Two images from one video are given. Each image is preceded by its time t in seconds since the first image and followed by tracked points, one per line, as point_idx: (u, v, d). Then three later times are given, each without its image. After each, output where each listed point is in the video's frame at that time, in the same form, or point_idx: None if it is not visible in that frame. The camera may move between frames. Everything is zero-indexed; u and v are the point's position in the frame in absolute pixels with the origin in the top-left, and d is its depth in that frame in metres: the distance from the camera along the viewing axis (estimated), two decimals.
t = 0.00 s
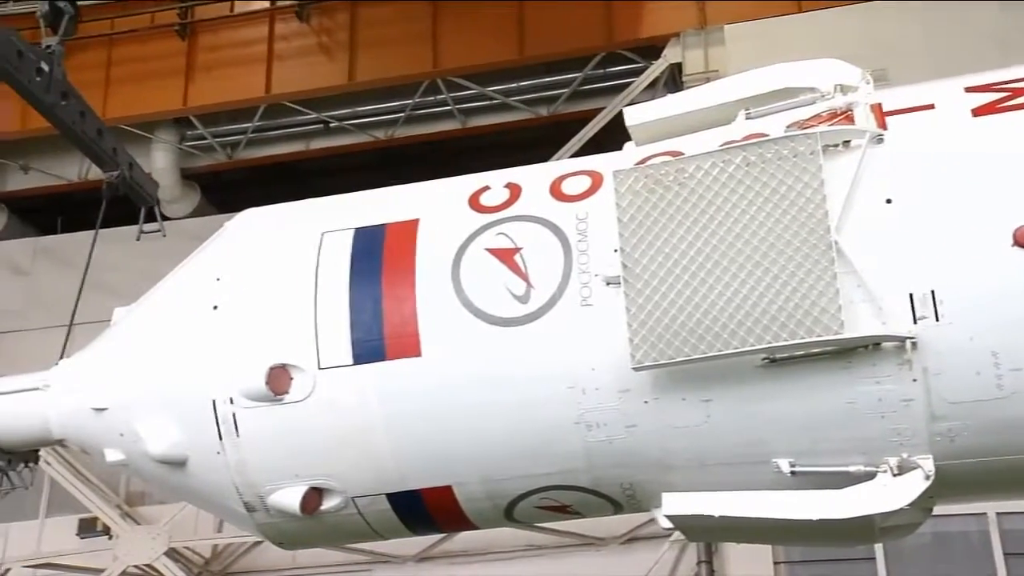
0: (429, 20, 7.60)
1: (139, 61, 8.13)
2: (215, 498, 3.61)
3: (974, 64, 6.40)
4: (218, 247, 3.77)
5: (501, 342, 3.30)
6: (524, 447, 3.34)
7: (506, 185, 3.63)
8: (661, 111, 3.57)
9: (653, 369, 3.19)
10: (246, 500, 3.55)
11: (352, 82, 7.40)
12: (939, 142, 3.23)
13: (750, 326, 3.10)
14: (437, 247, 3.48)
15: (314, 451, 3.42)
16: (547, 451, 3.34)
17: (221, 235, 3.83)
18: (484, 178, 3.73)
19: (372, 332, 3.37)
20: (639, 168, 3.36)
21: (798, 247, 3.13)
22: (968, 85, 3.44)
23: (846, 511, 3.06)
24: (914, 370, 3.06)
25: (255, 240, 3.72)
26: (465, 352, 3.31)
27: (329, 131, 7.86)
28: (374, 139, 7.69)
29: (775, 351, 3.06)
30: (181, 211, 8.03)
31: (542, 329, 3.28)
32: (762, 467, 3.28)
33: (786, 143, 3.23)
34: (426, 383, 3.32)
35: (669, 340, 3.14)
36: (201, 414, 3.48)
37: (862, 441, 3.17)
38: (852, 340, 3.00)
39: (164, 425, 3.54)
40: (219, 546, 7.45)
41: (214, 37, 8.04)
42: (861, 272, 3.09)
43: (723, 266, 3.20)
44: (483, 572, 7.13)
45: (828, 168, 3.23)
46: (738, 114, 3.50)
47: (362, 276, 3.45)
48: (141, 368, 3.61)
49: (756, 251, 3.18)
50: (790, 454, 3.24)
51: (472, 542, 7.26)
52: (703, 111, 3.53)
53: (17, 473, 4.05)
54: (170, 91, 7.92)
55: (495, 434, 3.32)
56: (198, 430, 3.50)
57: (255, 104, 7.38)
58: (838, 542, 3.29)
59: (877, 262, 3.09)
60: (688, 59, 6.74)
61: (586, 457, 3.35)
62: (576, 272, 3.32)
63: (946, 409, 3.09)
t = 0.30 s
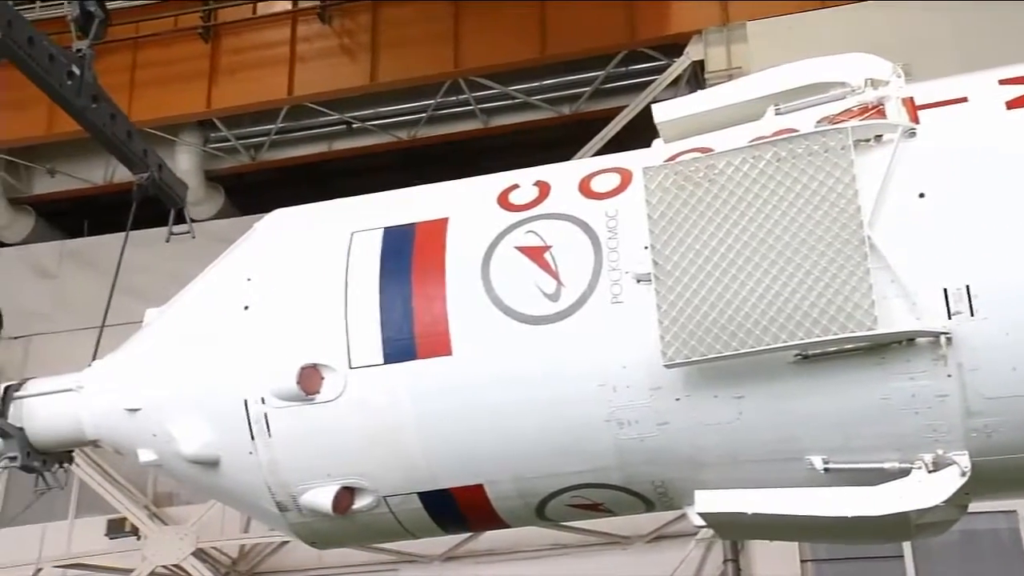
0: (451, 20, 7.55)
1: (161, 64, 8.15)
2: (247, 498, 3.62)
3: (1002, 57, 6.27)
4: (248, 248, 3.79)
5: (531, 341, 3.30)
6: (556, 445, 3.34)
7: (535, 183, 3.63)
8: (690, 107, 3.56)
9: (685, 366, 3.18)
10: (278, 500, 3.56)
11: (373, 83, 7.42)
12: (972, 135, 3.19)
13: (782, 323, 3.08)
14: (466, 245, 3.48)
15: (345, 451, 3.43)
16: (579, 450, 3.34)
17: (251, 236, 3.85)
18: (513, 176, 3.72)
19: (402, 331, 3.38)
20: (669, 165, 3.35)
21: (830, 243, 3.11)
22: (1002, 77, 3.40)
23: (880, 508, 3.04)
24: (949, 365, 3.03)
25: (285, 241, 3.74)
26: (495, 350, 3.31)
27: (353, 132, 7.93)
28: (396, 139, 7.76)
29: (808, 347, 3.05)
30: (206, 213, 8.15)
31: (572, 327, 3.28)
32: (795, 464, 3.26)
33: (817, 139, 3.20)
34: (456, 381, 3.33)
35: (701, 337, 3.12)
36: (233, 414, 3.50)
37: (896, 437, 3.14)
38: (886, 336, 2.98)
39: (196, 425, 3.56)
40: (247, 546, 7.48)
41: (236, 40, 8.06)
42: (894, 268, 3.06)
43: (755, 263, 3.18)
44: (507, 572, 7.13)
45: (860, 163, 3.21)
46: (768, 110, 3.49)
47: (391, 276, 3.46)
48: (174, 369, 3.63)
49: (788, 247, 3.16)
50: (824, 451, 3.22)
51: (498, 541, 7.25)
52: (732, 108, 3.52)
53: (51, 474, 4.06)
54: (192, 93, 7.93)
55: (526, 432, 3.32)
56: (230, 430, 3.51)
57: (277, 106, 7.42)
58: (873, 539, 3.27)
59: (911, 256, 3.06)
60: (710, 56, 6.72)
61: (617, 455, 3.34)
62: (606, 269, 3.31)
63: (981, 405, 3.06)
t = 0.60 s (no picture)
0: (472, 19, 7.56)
1: (184, 66, 8.18)
2: (279, 497, 3.64)
3: None
4: (278, 248, 3.80)
5: (563, 338, 3.29)
6: (588, 442, 3.33)
7: (564, 180, 3.63)
8: (720, 103, 3.55)
9: (717, 363, 3.17)
10: (310, 499, 3.57)
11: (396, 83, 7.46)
12: (1006, 128, 3.16)
13: (815, 318, 3.06)
14: (495, 243, 3.48)
15: (377, 450, 3.43)
16: (611, 448, 3.33)
17: (281, 236, 3.86)
18: (542, 174, 3.72)
19: (433, 329, 3.38)
20: (699, 161, 3.33)
21: (863, 238, 3.09)
22: None
23: (916, 504, 3.01)
24: (985, 360, 3.00)
25: (314, 240, 3.75)
26: (526, 347, 3.31)
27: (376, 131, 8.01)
28: (419, 139, 7.83)
29: (841, 343, 3.03)
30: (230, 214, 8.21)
31: (604, 324, 3.27)
32: (829, 460, 3.24)
33: (849, 133, 3.17)
34: (488, 379, 3.32)
35: (733, 333, 3.11)
36: (265, 413, 3.51)
37: (931, 433, 3.12)
38: (921, 331, 2.96)
39: (229, 425, 3.58)
40: (273, 545, 7.51)
41: (258, 42, 8.09)
42: (929, 262, 3.03)
43: (787, 258, 3.17)
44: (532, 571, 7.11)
45: (893, 157, 3.18)
46: (799, 105, 3.47)
47: (421, 274, 3.46)
48: (206, 369, 3.65)
49: (821, 242, 3.14)
50: (858, 447, 3.19)
51: (523, 539, 7.24)
52: (763, 103, 3.51)
53: (85, 474, 4.09)
54: (215, 95, 7.97)
55: (557, 430, 3.32)
56: (261, 429, 3.53)
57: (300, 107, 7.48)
58: (909, 535, 3.25)
59: (945, 251, 3.04)
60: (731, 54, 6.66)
61: (649, 453, 3.33)
62: (637, 266, 3.30)
63: (1019, 400, 3.03)
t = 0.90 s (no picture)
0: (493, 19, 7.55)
1: (205, 69, 8.21)
2: (311, 496, 3.65)
3: None
4: (307, 248, 3.81)
5: (593, 336, 3.28)
6: (619, 440, 3.32)
7: (593, 177, 3.62)
8: (749, 98, 3.54)
9: (749, 359, 3.15)
10: (341, 498, 3.58)
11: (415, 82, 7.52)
12: None
13: (848, 314, 3.04)
14: (526, 241, 3.47)
15: (407, 448, 3.43)
16: (642, 446, 3.33)
17: (310, 236, 3.87)
18: (571, 171, 3.72)
19: (463, 328, 3.38)
20: (730, 157, 3.32)
21: (896, 232, 3.06)
22: None
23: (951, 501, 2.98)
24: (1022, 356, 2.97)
25: (343, 240, 3.75)
26: (557, 345, 3.30)
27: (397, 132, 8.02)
28: (440, 139, 7.82)
29: (875, 339, 3.00)
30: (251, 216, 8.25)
31: (635, 321, 3.26)
32: (863, 457, 3.22)
33: (881, 127, 3.15)
34: (518, 376, 3.32)
35: (765, 330, 3.09)
36: (296, 413, 3.52)
37: (967, 429, 3.09)
38: (956, 326, 2.93)
39: (260, 425, 3.59)
40: (297, 546, 7.53)
41: (279, 43, 8.12)
42: (964, 257, 3.00)
43: (819, 253, 3.14)
44: (556, 570, 7.10)
45: (925, 151, 3.15)
46: (829, 99, 3.46)
47: (451, 272, 3.46)
48: (237, 368, 3.66)
49: (853, 237, 3.12)
50: (892, 444, 3.17)
51: (546, 539, 7.24)
52: (792, 98, 3.50)
53: (117, 474, 4.12)
54: (236, 97, 8.00)
55: (588, 427, 3.31)
56: (292, 429, 3.53)
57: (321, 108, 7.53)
58: (944, 532, 3.23)
59: (980, 245, 3.01)
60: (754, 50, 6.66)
61: (681, 450, 3.32)
62: (668, 263, 3.29)
63: None
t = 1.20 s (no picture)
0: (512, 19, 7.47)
1: (226, 71, 8.24)
2: (343, 495, 3.66)
3: None
4: (336, 247, 3.82)
5: (625, 333, 3.27)
6: (651, 438, 3.32)
7: (623, 174, 3.62)
8: (780, 94, 3.55)
9: (782, 356, 3.13)
10: (374, 497, 3.59)
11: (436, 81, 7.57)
12: None
13: (882, 309, 3.00)
14: (556, 238, 3.47)
15: (438, 447, 3.44)
16: (674, 443, 3.32)
17: (340, 236, 3.88)
18: (601, 169, 3.71)
19: (494, 325, 3.38)
20: (761, 153, 3.31)
21: (930, 226, 3.04)
22: None
23: (987, 498, 2.96)
24: None
25: (372, 239, 3.76)
26: (588, 342, 3.29)
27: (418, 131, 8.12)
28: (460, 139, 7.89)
29: (910, 334, 2.97)
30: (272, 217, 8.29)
31: (666, 318, 3.25)
32: (897, 453, 3.21)
33: (914, 121, 3.13)
34: (549, 373, 3.31)
35: (798, 326, 3.06)
36: (327, 412, 3.52)
37: (1003, 425, 3.07)
38: (993, 321, 2.89)
39: (290, 425, 3.60)
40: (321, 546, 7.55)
41: (300, 45, 8.14)
42: (1000, 251, 2.97)
43: (852, 249, 3.12)
44: (579, 569, 7.10)
45: (959, 144, 3.12)
46: (860, 94, 3.46)
47: (482, 270, 3.46)
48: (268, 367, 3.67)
49: (886, 232, 3.09)
50: (927, 440, 3.15)
51: (569, 537, 7.22)
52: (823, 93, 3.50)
53: (150, 474, 4.14)
54: (257, 99, 8.02)
55: (620, 425, 3.30)
56: (324, 428, 3.54)
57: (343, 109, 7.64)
58: (980, 529, 3.21)
59: (1017, 239, 2.97)
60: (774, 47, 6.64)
61: (714, 447, 3.31)
62: (699, 259, 3.28)
63: None
